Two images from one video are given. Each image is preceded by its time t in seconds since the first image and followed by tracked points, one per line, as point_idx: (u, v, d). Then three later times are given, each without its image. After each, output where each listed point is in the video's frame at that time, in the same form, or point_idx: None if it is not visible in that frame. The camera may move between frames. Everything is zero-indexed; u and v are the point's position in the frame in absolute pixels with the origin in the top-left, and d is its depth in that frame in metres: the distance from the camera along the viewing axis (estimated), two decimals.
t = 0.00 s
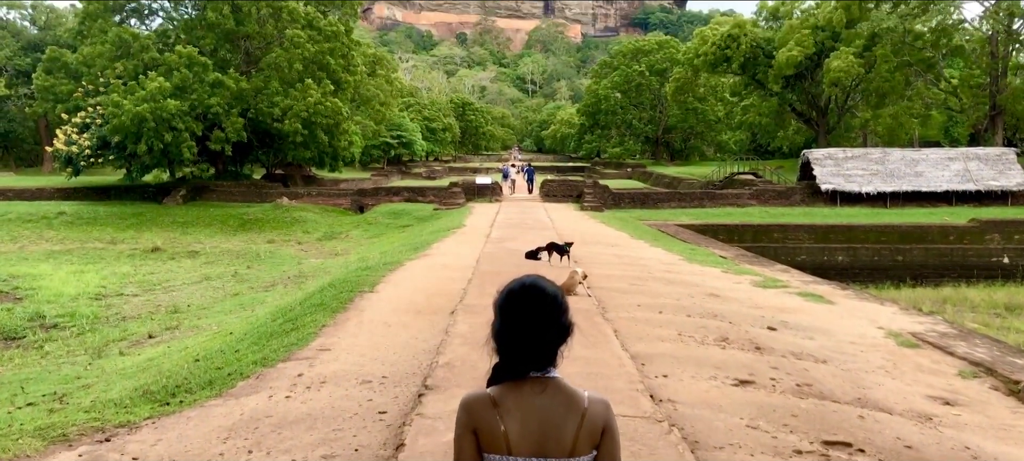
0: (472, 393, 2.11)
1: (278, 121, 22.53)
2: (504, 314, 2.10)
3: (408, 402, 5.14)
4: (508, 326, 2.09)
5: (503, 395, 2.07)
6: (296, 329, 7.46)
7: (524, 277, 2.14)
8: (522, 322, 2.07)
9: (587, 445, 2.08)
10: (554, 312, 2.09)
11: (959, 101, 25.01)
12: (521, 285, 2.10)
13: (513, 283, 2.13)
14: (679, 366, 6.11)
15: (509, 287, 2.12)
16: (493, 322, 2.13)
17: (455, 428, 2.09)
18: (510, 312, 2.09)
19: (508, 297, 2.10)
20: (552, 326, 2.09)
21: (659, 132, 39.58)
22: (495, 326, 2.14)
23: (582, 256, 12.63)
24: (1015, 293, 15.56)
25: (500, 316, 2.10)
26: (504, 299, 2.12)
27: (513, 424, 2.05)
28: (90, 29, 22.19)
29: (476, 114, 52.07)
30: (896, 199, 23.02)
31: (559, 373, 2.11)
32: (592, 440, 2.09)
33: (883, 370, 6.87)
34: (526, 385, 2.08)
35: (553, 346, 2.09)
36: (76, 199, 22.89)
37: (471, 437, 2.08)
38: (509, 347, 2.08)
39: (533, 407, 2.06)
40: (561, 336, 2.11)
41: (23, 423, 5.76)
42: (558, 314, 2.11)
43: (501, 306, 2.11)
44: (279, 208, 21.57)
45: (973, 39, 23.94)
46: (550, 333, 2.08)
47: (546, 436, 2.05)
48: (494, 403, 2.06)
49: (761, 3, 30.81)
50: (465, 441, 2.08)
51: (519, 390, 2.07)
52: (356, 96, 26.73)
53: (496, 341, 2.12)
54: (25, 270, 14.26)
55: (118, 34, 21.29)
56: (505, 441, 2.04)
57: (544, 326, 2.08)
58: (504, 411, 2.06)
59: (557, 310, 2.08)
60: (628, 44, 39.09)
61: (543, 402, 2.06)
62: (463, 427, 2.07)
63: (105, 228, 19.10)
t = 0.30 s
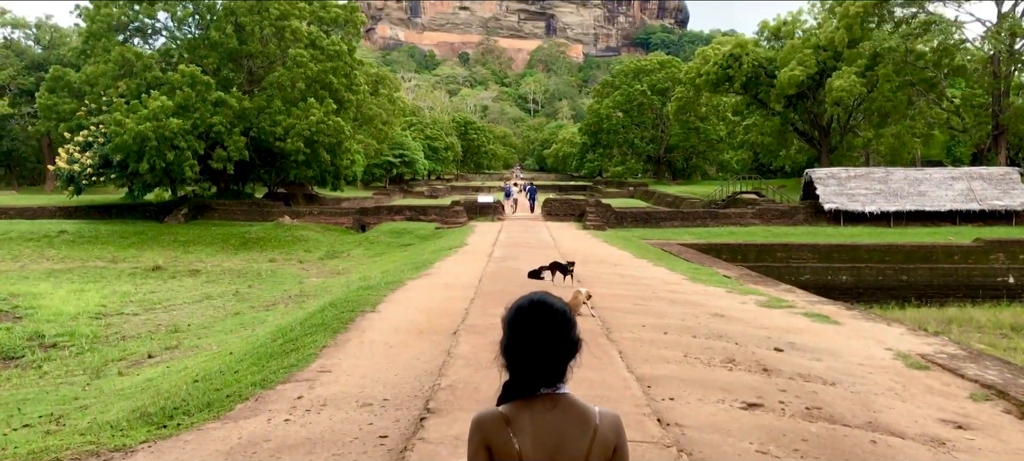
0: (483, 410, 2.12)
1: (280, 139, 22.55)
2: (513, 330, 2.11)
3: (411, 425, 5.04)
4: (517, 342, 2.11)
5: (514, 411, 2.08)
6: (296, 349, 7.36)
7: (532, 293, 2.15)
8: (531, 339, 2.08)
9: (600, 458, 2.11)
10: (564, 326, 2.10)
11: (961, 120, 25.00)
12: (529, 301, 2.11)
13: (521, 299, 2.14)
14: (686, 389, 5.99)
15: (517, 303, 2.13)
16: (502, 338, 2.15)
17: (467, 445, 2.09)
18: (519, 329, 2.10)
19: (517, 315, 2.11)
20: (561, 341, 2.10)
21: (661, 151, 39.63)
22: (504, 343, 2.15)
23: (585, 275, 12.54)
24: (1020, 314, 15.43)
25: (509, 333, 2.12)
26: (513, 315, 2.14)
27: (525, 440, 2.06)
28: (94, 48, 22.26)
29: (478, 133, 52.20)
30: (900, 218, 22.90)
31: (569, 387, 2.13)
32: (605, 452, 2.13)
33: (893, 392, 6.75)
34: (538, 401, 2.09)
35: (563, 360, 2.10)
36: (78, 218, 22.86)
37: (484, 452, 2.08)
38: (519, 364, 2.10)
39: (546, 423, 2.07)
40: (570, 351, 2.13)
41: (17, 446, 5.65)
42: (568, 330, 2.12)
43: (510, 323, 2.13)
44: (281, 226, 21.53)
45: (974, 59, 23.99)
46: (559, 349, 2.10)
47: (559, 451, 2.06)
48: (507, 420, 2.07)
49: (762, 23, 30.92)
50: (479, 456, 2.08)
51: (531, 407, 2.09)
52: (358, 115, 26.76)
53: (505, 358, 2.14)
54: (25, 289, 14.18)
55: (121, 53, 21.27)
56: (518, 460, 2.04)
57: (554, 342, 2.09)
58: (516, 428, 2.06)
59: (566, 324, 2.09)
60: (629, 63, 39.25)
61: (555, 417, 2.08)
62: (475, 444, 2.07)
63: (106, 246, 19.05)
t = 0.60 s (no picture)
0: (488, 445, 2.12)
1: (283, 157, 22.53)
2: (521, 362, 2.13)
3: (413, 449, 4.93)
4: (524, 374, 2.13)
5: (519, 444, 2.07)
6: (296, 370, 7.24)
7: (541, 327, 2.19)
8: (537, 370, 2.11)
9: None
10: (572, 357, 2.13)
11: (965, 139, 24.97)
12: (537, 333, 2.14)
13: (530, 333, 2.18)
14: (695, 412, 5.87)
15: (526, 336, 2.17)
16: (510, 373, 2.17)
17: None
18: (527, 361, 2.12)
19: (524, 347, 2.14)
20: (570, 374, 2.12)
21: (663, 168, 39.59)
22: (511, 377, 2.17)
23: (589, 294, 12.42)
24: None
25: (516, 365, 2.14)
26: (521, 348, 2.17)
27: None
28: (97, 66, 22.30)
29: (480, 151, 52.21)
30: (904, 237, 22.76)
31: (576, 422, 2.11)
32: None
33: (904, 415, 6.61)
34: (543, 434, 2.08)
35: (569, 395, 2.12)
36: (80, 235, 22.82)
37: None
38: (525, 394, 2.11)
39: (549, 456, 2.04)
40: (577, 384, 2.13)
41: None
42: (575, 363, 2.14)
43: (518, 356, 2.16)
44: (283, 244, 21.48)
45: (977, 77, 23.98)
46: (566, 380, 2.11)
47: None
48: (510, 453, 2.05)
49: (765, 41, 30.98)
50: None
51: (535, 443, 2.07)
52: (361, 132, 26.75)
53: (512, 390, 2.15)
54: (26, 307, 14.08)
55: (124, 70, 21.28)
56: None
57: (561, 374, 2.11)
58: None
59: (573, 356, 2.11)
60: (632, 81, 39.35)
61: (559, 450, 2.05)
62: None
63: (108, 264, 18.98)
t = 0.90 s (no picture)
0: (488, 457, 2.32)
1: (286, 174, 22.57)
2: (520, 378, 2.37)
3: None
4: (523, 390, 2.35)
5: (515, 456, 2.28)
6: (297, 389, 7.21)
7: (539, 344, 2.42)
8: (536, 386, 2.34)
9: None
10: (569, 374, 2.37)
11: (967, 156, 24.97)
12: (535, 351, 2.38)
13: (529, 349, 2.41)
14: (700, 432, 5.82)
15: (526, 354, 2.40)
16: (509, 387, 2.40)
17: None
18: (526, 376, 2.35)
19: (524, 364, 2.38)
20: (566, 392, 2.35)
21: (666, 186, 39.58)
22: (510, 393, 2.40)
23: (592, 312, 12.37)
24: None
25: (515, 383, 2.38)
26: (521, 364, 2.40)
27: None
28: (101, 83, 22.39)
29: (483, 168, 52.27)
30: (908, 254, 22.68)
31: (570, 437, 2.33)
32: None
33: (912, 435, 6.55)
34: (537, 449, 2.28)
35: (565, 412, 2.35)
36: (82, 252, 22.82)
37: None
38: (524, 410, 2.34)
39: None
40: (573, 401, 2.36)
41: None
42: (572, 381, 2.38)
43: (517, 373, 2.39)
44: (285, 261, 21.46)
45: (978, 94, 24.01)
46: (562, 398, 2.34)
47: None
48: None
49: (766, 59, 31.06)
50: None
51: (530, 456, 2.26)
52: (364, 150, 26.77)
53: (512, 406, 2.38)
54: (27, 324, 14.03)
55: (128, 88, 21.39)
56: None
57: (557, 391, 2.34)
58: None
59: (570, 374, 2.35)
60: (634, 99, 39.43)
61: None
62: None
63: (110, 281, 18.97)
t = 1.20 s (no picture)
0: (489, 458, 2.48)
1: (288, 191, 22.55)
2: (521, 383, 2.55)
3: None
4: (523, 394, 2.54)
5: (515, 457, 2.45)
6: (297, 408, 7.11)
7: (538, 351, 2.62)
8: (536, 389, 2.52)
9: None
10: (567, 379, 2.55)
11: (971, 173, 24.92)
12: (535, 357, 2.58)
13: (529, 355, 2.61)
14: (705, 452, 5.73)
15: (527, 359, 2.60)
16: (510, 392, 2.57)
17: None
18: (527, 381, 2.54)
19: (524, 369, 2.57)
20: (565, 397, 2.53)
21: (668, 203, 39.50)
22: (511, 397, 2.57)
23: (595, 329, 12.29)
24: None
25: (515, 387, 2.56)
26: (521, 370, 2.59)
27: None
28: (104, 101, 22.46)
29: (484, 185, 52.23)
30: (912, 272, 22.56)
31: (569, 441, 2.49)
32: None
33: (922, 455, 6.43)
34: (535, 450, 2.45)
35: (564, 416, 2.52)
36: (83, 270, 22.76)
37: None
38: (524, 412, 2.51)
39: None
40: (571, 405, 2.55)
41: None
42: (570, 385, 2.56)
43: (518, 378, 2.57)
44: (287, 278, 21.38)
45: (981, 111, 23.99)
46: (560, 401, 2.52)
47: None
48: None
49: (768, 76, 31.13)
50: None
51: (529, 457, 2.43)
52: (366, 167, 26.77)
53: (513, 410, 2.55)
54: (27, 342, 13.94)
55: (130, 105, 21.44)
56: None
57: (555, 396, 2.52)
58: None
59: (568, 379, 2.54)
60: (635, 116, 39.48)
61: None
62: None
63: (111, 299, 18.90)
